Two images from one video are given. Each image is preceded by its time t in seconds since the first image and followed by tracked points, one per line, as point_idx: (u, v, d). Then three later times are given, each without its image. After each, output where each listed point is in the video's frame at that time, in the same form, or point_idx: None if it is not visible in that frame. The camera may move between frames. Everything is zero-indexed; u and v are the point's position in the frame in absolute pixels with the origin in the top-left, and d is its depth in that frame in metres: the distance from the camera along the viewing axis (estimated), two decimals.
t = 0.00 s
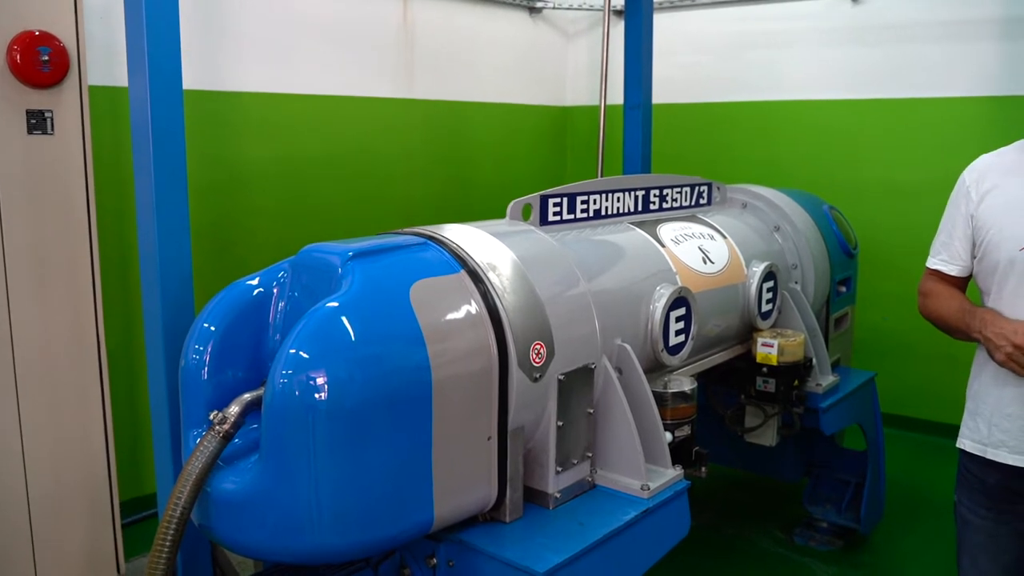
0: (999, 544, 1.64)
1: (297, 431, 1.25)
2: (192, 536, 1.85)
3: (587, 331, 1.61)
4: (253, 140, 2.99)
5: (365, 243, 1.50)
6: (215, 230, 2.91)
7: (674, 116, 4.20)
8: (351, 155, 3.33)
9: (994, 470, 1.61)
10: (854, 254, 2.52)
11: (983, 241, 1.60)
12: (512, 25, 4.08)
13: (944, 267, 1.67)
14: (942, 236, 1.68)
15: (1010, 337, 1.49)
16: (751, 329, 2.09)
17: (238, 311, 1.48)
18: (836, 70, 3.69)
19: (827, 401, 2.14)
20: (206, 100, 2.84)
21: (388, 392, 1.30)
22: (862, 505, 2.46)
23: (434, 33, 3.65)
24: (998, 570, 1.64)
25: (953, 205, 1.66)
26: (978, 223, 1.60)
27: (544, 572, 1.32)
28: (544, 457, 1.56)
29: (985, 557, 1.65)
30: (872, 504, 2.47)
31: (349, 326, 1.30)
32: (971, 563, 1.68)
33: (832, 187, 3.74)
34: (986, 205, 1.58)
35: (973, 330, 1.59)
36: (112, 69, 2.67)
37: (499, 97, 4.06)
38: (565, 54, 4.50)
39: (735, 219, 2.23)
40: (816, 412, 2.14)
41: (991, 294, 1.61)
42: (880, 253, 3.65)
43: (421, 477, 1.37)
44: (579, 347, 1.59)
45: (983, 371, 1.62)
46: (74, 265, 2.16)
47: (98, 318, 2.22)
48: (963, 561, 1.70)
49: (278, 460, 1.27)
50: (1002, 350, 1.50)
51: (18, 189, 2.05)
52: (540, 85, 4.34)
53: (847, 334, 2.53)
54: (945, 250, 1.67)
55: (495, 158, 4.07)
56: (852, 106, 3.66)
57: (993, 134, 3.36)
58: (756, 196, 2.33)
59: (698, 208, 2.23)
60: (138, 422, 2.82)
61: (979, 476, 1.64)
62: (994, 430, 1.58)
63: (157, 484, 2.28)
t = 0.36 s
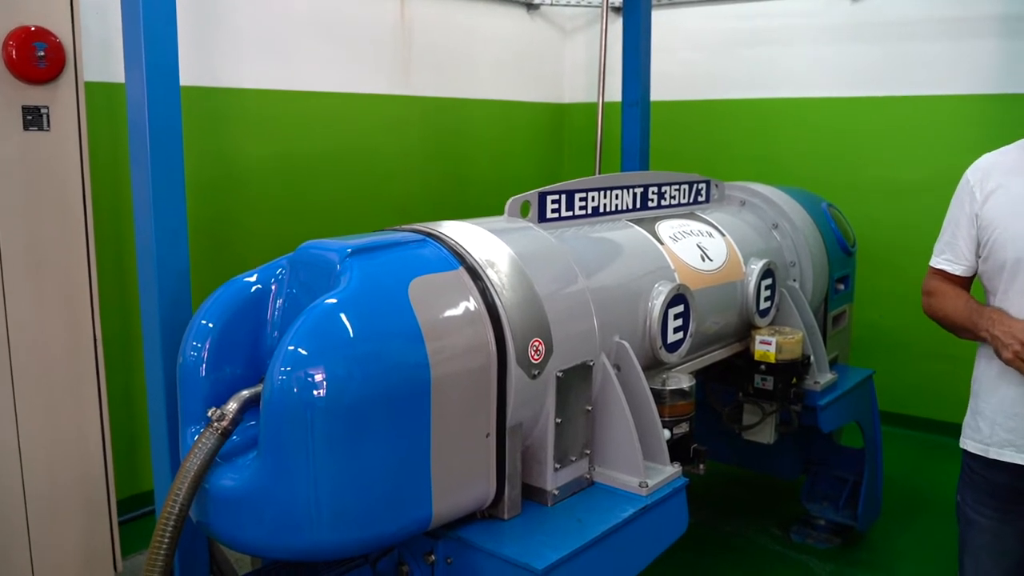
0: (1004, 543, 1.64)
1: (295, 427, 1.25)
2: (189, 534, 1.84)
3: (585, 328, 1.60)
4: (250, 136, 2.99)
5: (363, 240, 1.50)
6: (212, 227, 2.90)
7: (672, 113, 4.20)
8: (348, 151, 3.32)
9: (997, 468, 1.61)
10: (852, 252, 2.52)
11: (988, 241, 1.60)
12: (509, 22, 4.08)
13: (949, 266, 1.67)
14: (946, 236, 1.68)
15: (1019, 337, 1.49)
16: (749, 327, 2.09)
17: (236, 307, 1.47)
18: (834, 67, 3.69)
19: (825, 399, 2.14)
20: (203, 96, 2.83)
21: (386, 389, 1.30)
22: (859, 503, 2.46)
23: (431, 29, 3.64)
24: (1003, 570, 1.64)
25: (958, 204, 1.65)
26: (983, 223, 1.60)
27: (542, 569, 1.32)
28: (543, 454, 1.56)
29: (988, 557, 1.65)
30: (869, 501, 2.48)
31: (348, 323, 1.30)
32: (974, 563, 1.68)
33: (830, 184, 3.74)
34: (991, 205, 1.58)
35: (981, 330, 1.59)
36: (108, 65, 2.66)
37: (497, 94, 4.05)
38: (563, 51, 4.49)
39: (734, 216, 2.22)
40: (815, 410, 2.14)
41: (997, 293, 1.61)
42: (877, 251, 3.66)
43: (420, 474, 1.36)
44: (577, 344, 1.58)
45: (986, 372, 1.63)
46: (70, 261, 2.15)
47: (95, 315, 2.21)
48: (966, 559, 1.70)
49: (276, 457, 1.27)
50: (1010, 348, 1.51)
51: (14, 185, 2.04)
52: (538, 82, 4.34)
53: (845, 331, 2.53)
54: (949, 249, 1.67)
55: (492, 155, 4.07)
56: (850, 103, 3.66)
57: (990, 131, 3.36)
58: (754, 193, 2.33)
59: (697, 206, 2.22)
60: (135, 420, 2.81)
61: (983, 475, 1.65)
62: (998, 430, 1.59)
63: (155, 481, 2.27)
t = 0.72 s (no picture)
0: (1011, 535, 1.64)
1: (292, 422, 1.24)
2: (186, 530, 1.83)
3: (582, 323, 1.60)
4: (244, 129, 2.97)
5: (360, 234, 1.49)
6: (207, 221, 2.89)
7: (668, 108, 4.20)
8: (343, 145, 3.31)
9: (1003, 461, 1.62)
10: (848, 246, 2.52)
11: (1000, 242, 1.60)
12: (505, 15, 4.06)
13: (956, 263, 1.67)
14: (954, 233, 1.67)
15: None
16: (746, 321, 2.09)
17: (232, 302, 1.46)
18: (830, 61, 3.69)
19: (821, 393, 2.14)
20: (197, 90, 2.82)
21: (383, 383, 1.30)
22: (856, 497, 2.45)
23: (427, 23, 3.63)
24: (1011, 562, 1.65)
25: (967, 204, 1.65)
26: (994, 224, 1.60)
27: (540, 564, 1.32)
28: (540, 448, 1.55)
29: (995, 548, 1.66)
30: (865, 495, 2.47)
31: (344, 317, 1.29)
32: (980, 554, 1.68)
33: (826, 179, 3.74)
34: (1002, 206, 1.58)
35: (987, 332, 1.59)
36: (101, 59, 2.65)
37: (493, 88, 4.04)
38: (558, 45, 4.48)
39: (730, 210, 2.22)
40: (811, 404, 2.14)
41: (1009, 295, 1.62)
42: (873, 245, 3.66)
43: (417, 469, 1.36)
44: (574, 338, 1.58)
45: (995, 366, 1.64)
46: (64, 255, 2.14)
47: (89, 310, 2.21)
48: (972, 549, 1.70)
49: (273, 452, 1.26)
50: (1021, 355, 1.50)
51: (7, 178, 2.03)
52: (533, 76, 4.33)
53: (841, 325, 2.53)
54: (958, 248, 1.66)
55: (488, 149, 4.06)
56: (846, 97, 3.66)
57: (986, 126, 3.37)
58: (751, 187, 2.33)
59: (693, 200, 2.22)
60: (129, 415, 2.80)
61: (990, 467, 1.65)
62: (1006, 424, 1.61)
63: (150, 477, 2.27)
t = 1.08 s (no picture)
0: None
1: (291, 417, 1.24)
2: (184, 525, 1.82)
3: (582, 317, 1.59)
4: (243, 124, 2.96)
5: (358, 228, 1.48)
6: (205, 215, 2.88)
7: (668, 102, 4.18)
8: (341, 140, 3.30)
9: None
10: (849, 240, 2.50)
11: None
12: (504, 9, 4.05)
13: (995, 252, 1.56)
14: (994, 220, 1.57)
15: None
16: (747, 315, 2.08)
17: (230, 296, 1.46)
18: (831, 55, 3.67)
19: (822, 388, 2.14)
20: (196, 83, 2.81)
21: (383, 378, 1.29)
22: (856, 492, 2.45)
23: (426, 16, 3.61)
24: None
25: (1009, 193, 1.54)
26: None
27: (539, 559, 1.32)
28: (540, 443, 1.55)
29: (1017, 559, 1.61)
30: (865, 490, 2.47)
31: (343, 312, 1.28)
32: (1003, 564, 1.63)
33: (827, 173, 3.73)
34: None
35: None
36: (99, 52, 2.63)
37: (492, 82, 4.03)
38: (557, 39, 4.46)
39: (731, 204, 2.21)
40: (812, 399, 2.14)
41: None
42: (874, 239, 3.65)
43: (415, 464, 1.36)
44: (574, 332, 1.58)
45: None
46: (62, 250, 2.13)
47: (87, 305, 2.20)
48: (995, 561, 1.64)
49: (271, 447, 1.26)
50: None
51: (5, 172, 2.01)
52: (533, 70, 4.31)
53: (842, 320, 2.52)
54: (997, 236, 1.56)
55: (487, 143, 4.05)
56: (847, 91, 3.64)
57: (987, 119, 3.35)
58: (751, 181, 2.32)
59: (693, 193, 2.21)
60: (128, 411, 2.80)
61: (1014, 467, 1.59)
62: None
63: (148, 472, 2.26)
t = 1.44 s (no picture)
0: None
1: (288, 410, 1.23)
2: (183, 518, 1.81)
3: (581, 309, 1.58)
4: (240, 116, 2.95)
5: (355, 220, 1.47)
6: (202, 209, 2.87)
7: (667, 93, 4.17)
8: (339, 132, 3.29)
9: None
10: (849, 231, 2.48)
11: None
12: None
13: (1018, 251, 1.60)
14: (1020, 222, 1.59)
15: None
16: (747, 307, 2.07)
17: (227, 290, 1.45)
18: (830, 45, 3.65)
19: (822, 379, 2.12)
20: (192, 76, 2.79)
21: (380, 371, 1.28)
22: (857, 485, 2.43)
23: (424, 7, 3.59)
24: None
25: None
26: None
27: (538, 552, 1.31)
28: (539, 436, 1.54)
29: None
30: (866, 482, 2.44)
31: (340, 304, 1.27)
32: None
33: (827, 164, 3.72)
34: None
35: None
36: (94, 45, 2.62)
37: (490, 74, 4.01)
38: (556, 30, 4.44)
39: (731, 195, 2.19)
40: (812, 391, 2.12)
41: None
42: (874, 230, 3.64)
43: (413, 457, 1.35)
44: (573, 324, 1.57)
45: None
46: (58, 243, 2.12)
47: (83, 299, 2.19)
48: None
49: (268, 440, 1.25)
50: None
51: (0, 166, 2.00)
52: (532, 62, 4.30)
53: (843, 311, 2.50)
54: None
55: (486, 135, 4.03)
56: (847, 81, 3.63)
57: (988, 110, 3.34)
58: (751, 172, 2.30)
59: (693, 185, 2.19)
60: (127, 405, 2.79)
61: None
62: None
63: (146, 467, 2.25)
